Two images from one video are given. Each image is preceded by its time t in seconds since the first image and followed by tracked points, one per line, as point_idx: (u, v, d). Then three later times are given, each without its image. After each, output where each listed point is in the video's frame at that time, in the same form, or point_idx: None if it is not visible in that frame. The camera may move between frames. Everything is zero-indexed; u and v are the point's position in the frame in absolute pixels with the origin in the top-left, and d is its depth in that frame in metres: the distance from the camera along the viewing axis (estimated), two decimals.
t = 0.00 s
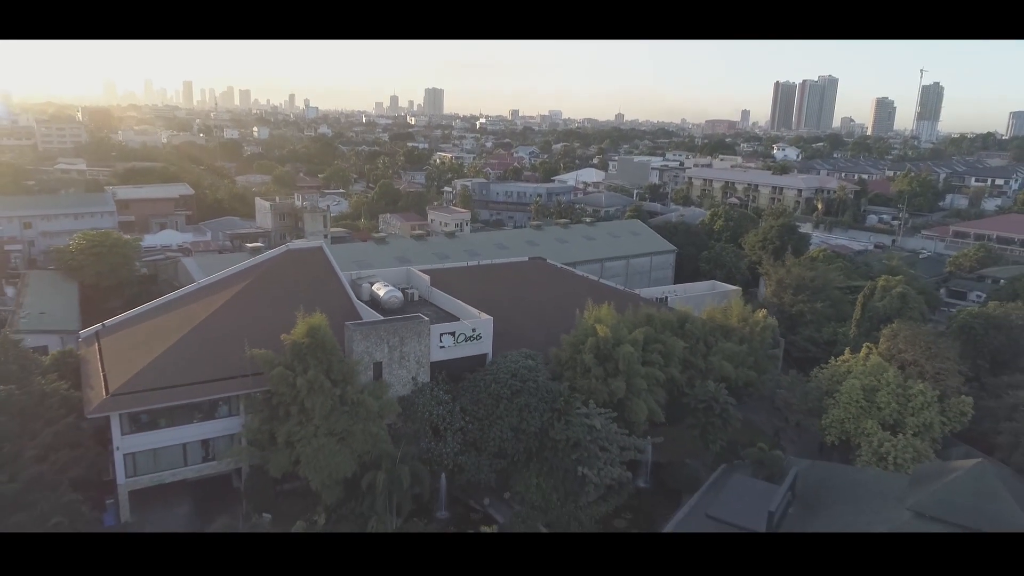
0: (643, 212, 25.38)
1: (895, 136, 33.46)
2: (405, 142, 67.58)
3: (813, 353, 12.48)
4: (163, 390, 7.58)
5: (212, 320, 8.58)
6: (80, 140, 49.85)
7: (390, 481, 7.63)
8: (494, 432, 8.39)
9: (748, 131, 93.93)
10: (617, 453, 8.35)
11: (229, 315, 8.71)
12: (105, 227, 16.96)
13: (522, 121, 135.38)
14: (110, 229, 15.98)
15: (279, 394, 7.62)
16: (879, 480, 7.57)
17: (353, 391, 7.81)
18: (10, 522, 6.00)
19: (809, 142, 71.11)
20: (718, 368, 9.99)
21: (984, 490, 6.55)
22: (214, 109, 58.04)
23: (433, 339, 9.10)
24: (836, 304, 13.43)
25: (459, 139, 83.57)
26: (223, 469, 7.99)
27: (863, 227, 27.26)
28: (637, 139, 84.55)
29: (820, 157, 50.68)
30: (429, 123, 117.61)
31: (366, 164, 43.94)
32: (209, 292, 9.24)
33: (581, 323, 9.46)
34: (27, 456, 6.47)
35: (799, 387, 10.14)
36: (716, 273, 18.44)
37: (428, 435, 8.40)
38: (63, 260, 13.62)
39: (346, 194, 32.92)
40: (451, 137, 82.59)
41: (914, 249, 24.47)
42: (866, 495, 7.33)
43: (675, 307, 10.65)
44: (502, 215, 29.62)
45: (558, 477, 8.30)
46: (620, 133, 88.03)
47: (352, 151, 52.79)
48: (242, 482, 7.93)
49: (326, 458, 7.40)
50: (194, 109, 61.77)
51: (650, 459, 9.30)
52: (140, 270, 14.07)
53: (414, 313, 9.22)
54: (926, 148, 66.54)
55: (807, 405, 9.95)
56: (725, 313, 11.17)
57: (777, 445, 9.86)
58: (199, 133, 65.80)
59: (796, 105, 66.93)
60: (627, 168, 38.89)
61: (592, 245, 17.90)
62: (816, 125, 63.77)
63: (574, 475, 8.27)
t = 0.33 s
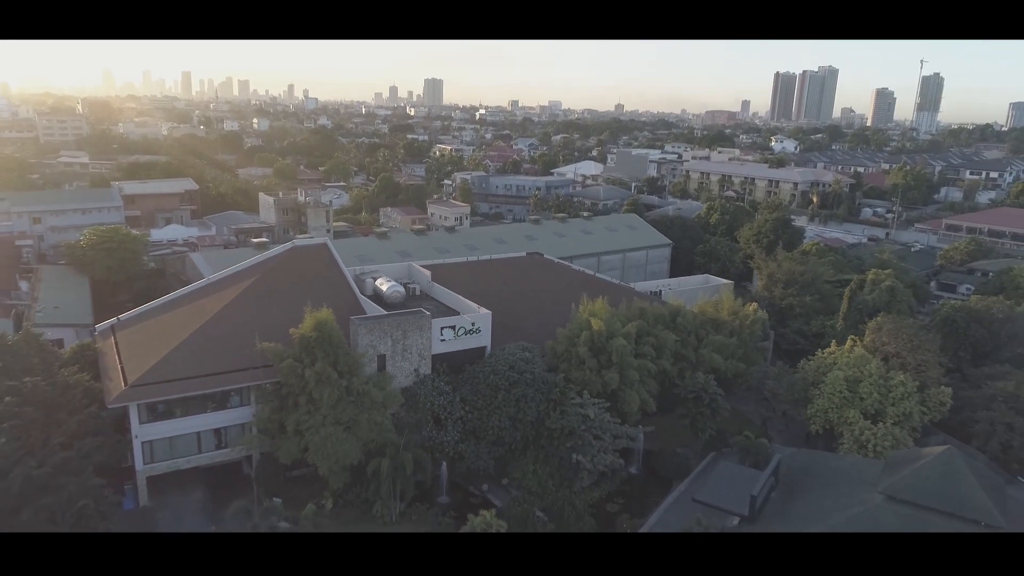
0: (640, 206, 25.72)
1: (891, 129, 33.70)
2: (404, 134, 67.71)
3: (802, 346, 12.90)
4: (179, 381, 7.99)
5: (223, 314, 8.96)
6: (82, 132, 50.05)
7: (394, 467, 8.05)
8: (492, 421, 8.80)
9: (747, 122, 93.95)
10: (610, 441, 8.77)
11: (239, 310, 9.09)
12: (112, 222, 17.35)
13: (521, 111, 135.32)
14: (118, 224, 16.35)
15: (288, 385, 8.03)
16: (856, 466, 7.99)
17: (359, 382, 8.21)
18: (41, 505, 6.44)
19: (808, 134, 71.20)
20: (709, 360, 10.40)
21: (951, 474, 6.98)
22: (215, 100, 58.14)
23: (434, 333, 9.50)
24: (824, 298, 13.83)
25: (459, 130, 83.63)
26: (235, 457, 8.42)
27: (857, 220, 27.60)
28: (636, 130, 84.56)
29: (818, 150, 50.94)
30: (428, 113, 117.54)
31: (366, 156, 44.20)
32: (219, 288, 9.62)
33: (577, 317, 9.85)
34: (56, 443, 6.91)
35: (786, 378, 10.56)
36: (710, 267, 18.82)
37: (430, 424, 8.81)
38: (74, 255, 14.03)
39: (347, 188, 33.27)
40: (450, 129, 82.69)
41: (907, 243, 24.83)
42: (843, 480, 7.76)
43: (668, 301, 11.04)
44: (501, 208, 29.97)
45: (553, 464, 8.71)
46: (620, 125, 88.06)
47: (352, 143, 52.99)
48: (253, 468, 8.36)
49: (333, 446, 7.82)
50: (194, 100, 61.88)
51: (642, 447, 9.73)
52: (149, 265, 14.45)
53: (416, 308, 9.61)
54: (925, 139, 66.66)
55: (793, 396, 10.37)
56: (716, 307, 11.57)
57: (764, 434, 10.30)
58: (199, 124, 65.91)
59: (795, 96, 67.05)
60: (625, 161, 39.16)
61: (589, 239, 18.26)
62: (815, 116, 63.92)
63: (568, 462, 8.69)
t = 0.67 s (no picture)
0: (637, 200, 26.06)
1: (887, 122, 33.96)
2: (404, 126, 67.83)
3: (791, 339, 13.31)
4: (194, 373, 8.41)
5: (233, 309, 9.36)
6: (83, 125, 50.21)
7: (397, 454, 8.48)
8: (492, 412, 9.19)
9: (746, 114, 93.99)
10: (604, 430, 9.20)
11: (248, 305, 9.48)
12: (119, 217, 17.70)
13: (521, 103, 135.29)
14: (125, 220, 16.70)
15: (297, 377, 8.44)
16: (837, 452, 8.42)
17: (364, 374, 8.62)
18: (68, 489, 6.86)
19: (806, 125, 71.38)
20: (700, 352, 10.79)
21: (923, 461, 7.43)
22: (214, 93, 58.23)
23: (435, 326, 9.91)
24: (814, 292, 14.21)
25: (458, 122, 83.67)
26: (246, 445, 8.85)
27: (852, 214, 27.95)
28: (635, 121, 84.66)
29: (815, 142, 51.19)
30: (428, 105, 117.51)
31: (366, 150, 44.45)
32: (228, 283, 10.02)
33: (573, 311, 10.25)
34: (79, 431, 7.30)
35: (773, 369, 10.96)
36: (705, 260, 19.21)
37: (432, 413, 9.24)
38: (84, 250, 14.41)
39: (348, 181, 33.58)
40: (450, 121, 82.77)
41: (900, 236, 25.19)
42: (823, 465, 8.21)
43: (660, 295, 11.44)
44: (501, 202, 30.31)
45: (549, 452, 9.13)
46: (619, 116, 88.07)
47: (352, 136, 53.17)
48: (263, 456, 8.79)
49: (340, 434, 8.25)
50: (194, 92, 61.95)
51: (634, 435, 10.18)
52: (157, 259, 14.83)
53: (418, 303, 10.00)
54: (923, 131, 66.81)
55: (781, 386, 10.78)
56: (708, 301, 11.97)
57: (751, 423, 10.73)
58: (199, 117, 65.99)
59: (794, 88, 67.15)
60: (623, 154, 39.47)
61: (585, 234, 18.61)
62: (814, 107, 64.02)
63: (563, 450, 9.11)
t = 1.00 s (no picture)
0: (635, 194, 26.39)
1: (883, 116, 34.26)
2: (403, 118, 67.96)
3: (782, 332, 13.72)
4: (207, 364, 8.81)
5: (243, 304, 9.75)
6: (84, 118, 50.36)
7: (401, 442, 8.89)
8: (492, 402, 9.60)
9: (745, 106, 94.03)
10: (598, 419, 9.62)
11: (256, 300, 9.87)
12: (126, 212, 18.06)
13: (520, 95, 135.16)
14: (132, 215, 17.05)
15: (306, 368, 8.84)
16: (821, 439, 8.83)
17: (369, 365, 9.03)
18: (94, 474, 7.29)
19: (804, 117, 71.52)
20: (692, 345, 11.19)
21: (898, 447, 7.87)
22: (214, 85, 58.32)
23: (437, 320, 10.31)
24: (805, 286, 14.60)
25: (458, 114, 83.68)
26: (257, 433, 9.26)
27: (847, 207, 28.31)
28: (634, 112, 84.71)
29: (814, 135, 51.45)
30: (427, 96, 117.26)
31: (366, 143, 44.69)
32: (236, 279, 10.41)
33: (569, 305, 10.65)
34: (102, 419, 7.71)
35: (762, 361, 11.37)
36: (700, 254, 19.59)
37: (434, 403, 9.65)
38: (93, 244, 14.77)
39: (349, 175, 33.88)
40: (449, 112, 82.81)
41: (894, 230, 25.56)
42: (807, 452, 8.62)
43: (654, 289, 11.83)
44: (500, 195, 30.64)
45: (546, 440, 9.55)
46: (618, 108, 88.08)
47: (352, 128, 53.31)
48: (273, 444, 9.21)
49: (347, 423, 8.66)
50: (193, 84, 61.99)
51: (628, 425, 10.60)
52: (165, 254, 15.21)
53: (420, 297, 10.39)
54: (921, 123, 66.99)
55: (770, 377, 11.19)
56: (701, 295, 12.36)
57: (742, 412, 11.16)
58: (199, 109, 66.02)
59: (792, 80, 67.29)
60: (621, 147, 39.72)
61: (583, 228, 18.96)
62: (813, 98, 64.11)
63: (560, 438, 9.53)
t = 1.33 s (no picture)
0: (633, 188, 26.74)
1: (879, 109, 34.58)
2: (403, 110, 68.15)
3: (774, 324, 14.14)
4: (220, 356, 9.23)
5: (253, 298, 10.16)
6: (85, 111, 50.54)
7: (406, 430, 9.32)
8: (492, 393, 10.02)
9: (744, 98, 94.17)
10: (594, 408, 10.03)
11: (265, 294, 10.28)
12: (133, 207, 18.44)
13: (520, 86, 135.06)
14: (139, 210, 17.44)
15: (314, 360, 9.25)
16: (806, 427, 9.25)
17: (375, 357, 9.43)
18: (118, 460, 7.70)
19: (803, 110, 71.73)
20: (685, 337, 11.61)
21: (877, 434, 8.31)
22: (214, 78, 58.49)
23: (439, 314, 10.72)
24: (796, 280, 15.01)
25: (457, 106, 83.81)
26: (267, 422, 9.69)
27: (842, 201, 28.71)
28: (634, 104, 84.84)
29: (812, 128, 51.73)
30: (427, 88, 117.21)
31: (367, 136, 45.00)
32: (246, 274, 10.81)
33: (566, 298, 11.05)
34: (123, 408, 8.13)
35: (753, 353, 11.79)
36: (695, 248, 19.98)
37: (436, 393, 10.05)
38: (104, 240, 15.18)
39: (350, 169, 34.21)
40: (448, 105, 82.94)
41: (888, 223, 25.96)
42: (792, 439, 9.05)
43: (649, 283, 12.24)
44: (500, 188, 30.98)
45: (544, 428, 9.97)
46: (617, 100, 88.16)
47: (353, 122, 53.53)
48: (283, 432, 9.64)
49: (354, 412, 9.08)
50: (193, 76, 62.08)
51: (623, 414, 11.01)
52: (173, 249, 15.61)
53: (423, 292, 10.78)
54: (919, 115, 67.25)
55: (760, 368, 11.60)
56: (694, 288, 12.76)
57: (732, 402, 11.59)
58: (199, 102, 66.14)
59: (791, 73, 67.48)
60: (620, 140, 40.02)
61: (581, 223, 19.35)
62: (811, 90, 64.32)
63: (557, 426, 9.95)
